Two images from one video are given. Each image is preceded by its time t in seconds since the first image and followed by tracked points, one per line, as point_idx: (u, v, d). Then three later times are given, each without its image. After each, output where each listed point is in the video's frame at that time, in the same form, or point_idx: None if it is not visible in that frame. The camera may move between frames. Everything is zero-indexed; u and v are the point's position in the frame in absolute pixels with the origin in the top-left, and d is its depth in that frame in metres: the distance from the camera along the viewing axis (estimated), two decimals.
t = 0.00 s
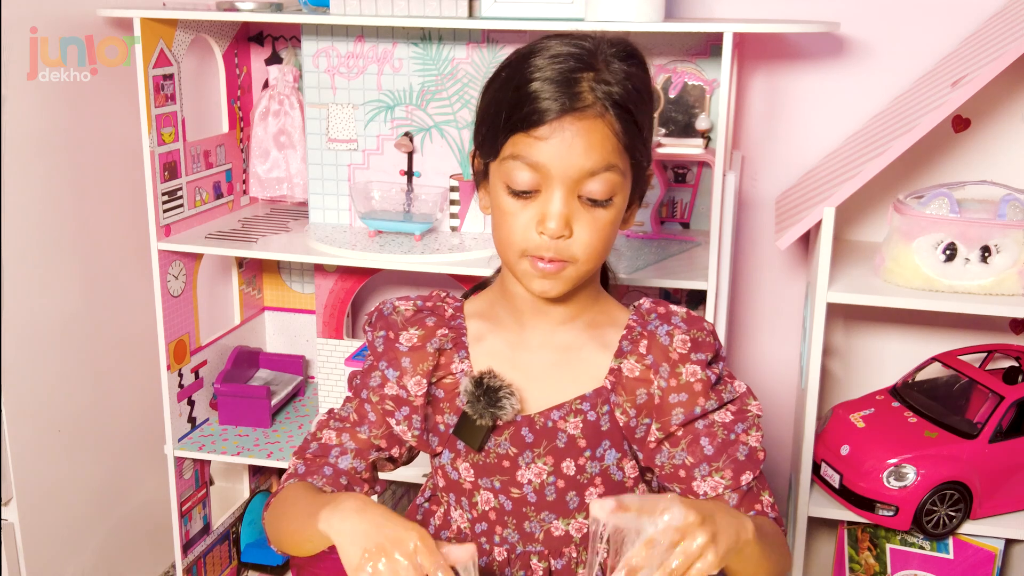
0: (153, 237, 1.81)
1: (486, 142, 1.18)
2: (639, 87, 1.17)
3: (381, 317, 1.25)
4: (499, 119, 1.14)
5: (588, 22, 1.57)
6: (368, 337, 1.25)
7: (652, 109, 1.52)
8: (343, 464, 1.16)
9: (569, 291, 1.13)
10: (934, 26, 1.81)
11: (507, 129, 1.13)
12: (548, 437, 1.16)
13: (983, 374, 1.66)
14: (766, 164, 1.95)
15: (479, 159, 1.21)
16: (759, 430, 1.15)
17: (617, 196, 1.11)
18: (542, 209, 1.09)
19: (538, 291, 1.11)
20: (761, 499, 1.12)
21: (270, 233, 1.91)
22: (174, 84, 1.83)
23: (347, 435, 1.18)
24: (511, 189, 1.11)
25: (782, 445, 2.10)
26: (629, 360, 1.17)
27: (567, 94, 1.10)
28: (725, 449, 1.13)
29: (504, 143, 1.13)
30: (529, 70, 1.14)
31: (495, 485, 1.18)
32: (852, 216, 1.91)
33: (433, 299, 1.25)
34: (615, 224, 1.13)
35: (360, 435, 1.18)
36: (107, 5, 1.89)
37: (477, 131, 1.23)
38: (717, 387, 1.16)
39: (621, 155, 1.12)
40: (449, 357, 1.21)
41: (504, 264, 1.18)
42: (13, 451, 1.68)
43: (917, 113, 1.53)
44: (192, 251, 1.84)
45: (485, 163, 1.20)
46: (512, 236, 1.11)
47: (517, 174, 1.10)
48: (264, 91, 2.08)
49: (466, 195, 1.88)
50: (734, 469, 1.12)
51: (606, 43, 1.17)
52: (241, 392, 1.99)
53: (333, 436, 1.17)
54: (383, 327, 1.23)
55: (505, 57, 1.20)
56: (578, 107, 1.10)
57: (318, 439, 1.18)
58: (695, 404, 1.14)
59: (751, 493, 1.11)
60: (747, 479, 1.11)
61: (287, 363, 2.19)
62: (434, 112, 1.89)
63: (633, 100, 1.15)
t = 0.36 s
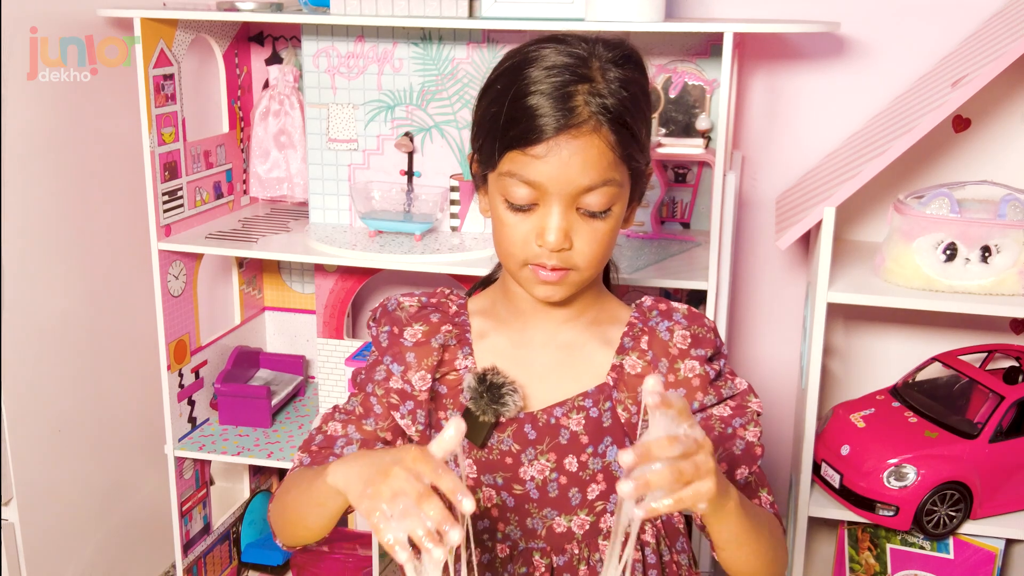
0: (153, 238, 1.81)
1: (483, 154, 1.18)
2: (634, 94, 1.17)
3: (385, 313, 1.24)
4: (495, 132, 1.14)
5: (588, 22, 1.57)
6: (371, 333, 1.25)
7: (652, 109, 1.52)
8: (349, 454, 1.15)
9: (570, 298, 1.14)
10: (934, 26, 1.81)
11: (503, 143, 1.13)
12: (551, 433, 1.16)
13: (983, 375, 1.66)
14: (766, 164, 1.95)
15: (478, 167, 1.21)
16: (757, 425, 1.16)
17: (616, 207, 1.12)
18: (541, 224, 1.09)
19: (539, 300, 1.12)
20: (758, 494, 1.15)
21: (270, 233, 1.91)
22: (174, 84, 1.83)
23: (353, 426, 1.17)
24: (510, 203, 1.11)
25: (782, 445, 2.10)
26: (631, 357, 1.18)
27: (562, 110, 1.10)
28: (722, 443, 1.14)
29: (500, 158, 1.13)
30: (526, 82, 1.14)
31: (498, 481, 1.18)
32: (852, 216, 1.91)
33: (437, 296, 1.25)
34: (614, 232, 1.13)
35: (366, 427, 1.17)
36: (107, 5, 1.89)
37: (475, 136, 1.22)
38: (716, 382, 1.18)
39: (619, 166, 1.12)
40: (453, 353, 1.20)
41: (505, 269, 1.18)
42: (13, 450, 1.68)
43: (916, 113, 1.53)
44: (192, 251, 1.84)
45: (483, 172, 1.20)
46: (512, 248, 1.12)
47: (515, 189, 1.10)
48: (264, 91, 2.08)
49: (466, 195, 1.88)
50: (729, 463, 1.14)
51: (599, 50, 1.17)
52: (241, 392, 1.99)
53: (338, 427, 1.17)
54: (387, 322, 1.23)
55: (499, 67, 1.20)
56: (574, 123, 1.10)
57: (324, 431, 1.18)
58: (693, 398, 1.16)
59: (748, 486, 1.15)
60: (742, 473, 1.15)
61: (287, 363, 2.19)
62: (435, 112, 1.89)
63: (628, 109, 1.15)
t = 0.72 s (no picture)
0: (153, 238, 1.81)
1: (483, 151, 1.18)
2: (633, 87, 1.17)
3: (389, 306, 1.25)
4: (495, 127, 1.15)
5: (588, 22, 1.57)
6: (375, 326, 1.25)
7: (652, 109, 1.52)
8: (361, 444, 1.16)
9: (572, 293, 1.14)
10: (935, 25, 1.81)
11: (503, 138, 1.13)
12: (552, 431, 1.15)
13: (983, 375, 1.66)
14: (766, 164, 1.95)
15: (478, 166, 1.21)
16: (748, 420, 1.16)
17: (617, 199, 1.11)
18: (542, 217, 1.09)
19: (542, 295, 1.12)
20: (750, 489, 1.11)
21: (271, 233, 1.91)
22: (174, 84, 1.83)
23: (365, 415, 1.18)
24: (510, 198, 1.11)
25: (782, 445, 2.10)
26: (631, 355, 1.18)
27: (560, 102, 1.11)
28: (707, 434, 1.15)
29: (501, 153, 1.13)
30: (524, 76, 1.14)
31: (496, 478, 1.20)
32: (852, 216, 1.91)
33: (442, 292, 1.25)
34: (616, 226, 1.13)
35: (378, 417, 1.18)
36: (107, 5, 1.89)
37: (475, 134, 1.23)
38: (709, 377, 1.19)
39: (619, 157, 1.12)
40: (456, 348, 1.20)
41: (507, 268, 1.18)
42: (13, 450, 1.68)
43: (916, 113, 1.53)
44: (193, 251, 1.84)
45: (484, 171, 1.20)
46: (513, 244, 1.11)
47: (514, 183, 1.10)
48: (264, 91, 2.08)
49: (466, 195, 1.88)
50: (713, 456, 1.14)
51: (597, 45, 1.18)
52: (241, 392, 1.99)
53: (350, 416, 1.18)
54: (392, 316, 1.23)
55: (497, 64, 1.21)
56: (573, 114, 1.10)
57: (334, 419, 1.19)
58: (681, 392, 1.17)
59: (736, 481, 1.12)
60: (726, 467, 1.13)
61: (288, 363, 2.19)
62: (435, 112, 1.89)
63: (627, 101, 1.15)
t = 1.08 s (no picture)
0: (153, 237, 1.81)
1: (483, 145, 1.18)
2: (633, 82, 1.18)
3: (387, 315, 1.24)
4: (494, 118, 1.15)
5: (588, 22, 1.57)
6: (374, 335, 1.24)
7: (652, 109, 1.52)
8: (366, 460, 1.16)
9: (569, 289, 1.13)
10: (935, 25, 1.81)
11: (501, 128, 1.13)
12: (550, 435, 1.16)
13: (983, 374, 1.66)
14: (766, 164, 1.95)
15: (478, 162, 1.22)
16: (747, 429, 1.15)
17: (614, 192, 1.11)
18: (538, 206, 1.09)
19: (538, 289, 1.11)
20: (748, 500, 1.12)
21: (271, 233, 1.91)
22: (174, 84, 1.83)
23: (368, 431, 1.17)
24: (507, 189, 1.11)
25: (782, 445, 2.10)
26: (629, 358, 1.18)
27: (558, 91, 1.11)
28: (707, 444, 1.13)
29: (499, 144, 1.14)
30: (523, 67, 1.15)
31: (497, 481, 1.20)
32: (853, 216, 1.91)
33: (439, 298, 1.24)
34: (613, 220, 1.13)
35: (381, 431, 1.17)
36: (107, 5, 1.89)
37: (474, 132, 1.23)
38: (708, 384, 1.17)
39: (617, 149, 1.12)
40: (455, 354, 1.21)
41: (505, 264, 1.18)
42: (13, 450, 1.68)
43: (917, 113, 1.53)
44: (193, 251, 1.84)
45: (482, 166, 1.20)
46: (510, 236, 1.11)
47: (511, 172, 1.10)
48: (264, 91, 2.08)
49: (466, 195, 1.88)
50: (713, 465, 1.13)
51: (598, 40, 1.19)
52: (241, 392, 1.99)
53: (353, 433, 1.17)
54: (390, 325, 1.22)
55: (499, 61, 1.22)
56: (571, 102, 1.10)
57: (337, 437, 1.17)
58: (680, 399, 1.15)
59: (735, 492, 1.12)
60: (725, 477, 1.13)
61: (287, 363, 2.19)
62: (435, 112, 1.89)
63: (626, 95, 1.16)
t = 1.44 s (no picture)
0: (153, 238, 1.81)
1: (478, 146, 1.18)
2: (628, 81, 1.17)
3: (386, 317, 1.24)
4: (488, 118, 1.15)
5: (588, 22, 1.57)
6: (373, 338, 1.24)
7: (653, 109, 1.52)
8: (372, 466, 1.15)
9: (566, 289, 1.13)
10: (935, 25, 1.81)
11: (496, 128, 1.13)
12: (549, 435, 1.17)
13: (983, 374, 1.66)
14: (766, 164, 1.95)
15: (473, 163, 1.22)
16: (745, 426, 1.13)
17: (609, 191, 1.11)
18: (534, 207, 1.09)
19: (534, 290, 1.11)
20: (747, 498, 1.09)
21: (271, 233, 1.91)
22: (174, 84, 1.83)
23: (371, 438, 1.17)
24: (502, 190, 1.11)
25: (783, 444, 2.10)
26: (627, 357, 1.18)
27: (553, 90, 1.11)
28: (705, 442, 1.11)
29: (494, 145, 1.14)
30: (516, 67, 1.15)
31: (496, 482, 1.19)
32: (853, 216, 1.91)
33: (437, 298, 1.25)
34: (609, 219, 1.13)
35: (385, 437, 1.17)
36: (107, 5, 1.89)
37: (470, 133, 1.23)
38: (705, 383, 1.15)
39: (611, 148, 1.12)
40: (453, 354, 1.21)
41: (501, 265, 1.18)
42: (14, 450, 1.68)
43: (916, 113, 1.53)
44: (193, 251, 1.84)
45: (479, 168, 1.20)
46: (506, 237, 1.11)
47: (506, 174, 1.10)
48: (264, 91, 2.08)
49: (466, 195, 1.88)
50: (712, 463, 1.11)
51: (592, 38, 1.18)
52: (241, 392, 1.99)
53: (357, 440, 1.16)
54: (389, 328, 1.22)
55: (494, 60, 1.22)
56: (565, 101, 1.10)
57: (341, 445, 1.17)
58: (677, 398, 1.14)
59: (734, 491, 1.10)
60: (724, 475, 1.10)
61: (287, 363, 2.19)
62: (435, 112, 1.89)
63: (621, 93, 1.15)
